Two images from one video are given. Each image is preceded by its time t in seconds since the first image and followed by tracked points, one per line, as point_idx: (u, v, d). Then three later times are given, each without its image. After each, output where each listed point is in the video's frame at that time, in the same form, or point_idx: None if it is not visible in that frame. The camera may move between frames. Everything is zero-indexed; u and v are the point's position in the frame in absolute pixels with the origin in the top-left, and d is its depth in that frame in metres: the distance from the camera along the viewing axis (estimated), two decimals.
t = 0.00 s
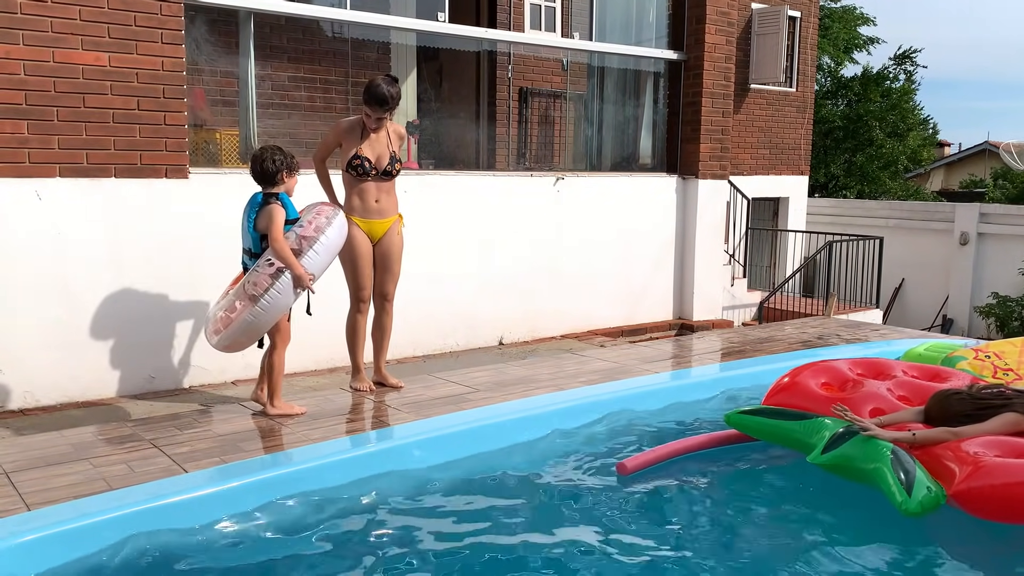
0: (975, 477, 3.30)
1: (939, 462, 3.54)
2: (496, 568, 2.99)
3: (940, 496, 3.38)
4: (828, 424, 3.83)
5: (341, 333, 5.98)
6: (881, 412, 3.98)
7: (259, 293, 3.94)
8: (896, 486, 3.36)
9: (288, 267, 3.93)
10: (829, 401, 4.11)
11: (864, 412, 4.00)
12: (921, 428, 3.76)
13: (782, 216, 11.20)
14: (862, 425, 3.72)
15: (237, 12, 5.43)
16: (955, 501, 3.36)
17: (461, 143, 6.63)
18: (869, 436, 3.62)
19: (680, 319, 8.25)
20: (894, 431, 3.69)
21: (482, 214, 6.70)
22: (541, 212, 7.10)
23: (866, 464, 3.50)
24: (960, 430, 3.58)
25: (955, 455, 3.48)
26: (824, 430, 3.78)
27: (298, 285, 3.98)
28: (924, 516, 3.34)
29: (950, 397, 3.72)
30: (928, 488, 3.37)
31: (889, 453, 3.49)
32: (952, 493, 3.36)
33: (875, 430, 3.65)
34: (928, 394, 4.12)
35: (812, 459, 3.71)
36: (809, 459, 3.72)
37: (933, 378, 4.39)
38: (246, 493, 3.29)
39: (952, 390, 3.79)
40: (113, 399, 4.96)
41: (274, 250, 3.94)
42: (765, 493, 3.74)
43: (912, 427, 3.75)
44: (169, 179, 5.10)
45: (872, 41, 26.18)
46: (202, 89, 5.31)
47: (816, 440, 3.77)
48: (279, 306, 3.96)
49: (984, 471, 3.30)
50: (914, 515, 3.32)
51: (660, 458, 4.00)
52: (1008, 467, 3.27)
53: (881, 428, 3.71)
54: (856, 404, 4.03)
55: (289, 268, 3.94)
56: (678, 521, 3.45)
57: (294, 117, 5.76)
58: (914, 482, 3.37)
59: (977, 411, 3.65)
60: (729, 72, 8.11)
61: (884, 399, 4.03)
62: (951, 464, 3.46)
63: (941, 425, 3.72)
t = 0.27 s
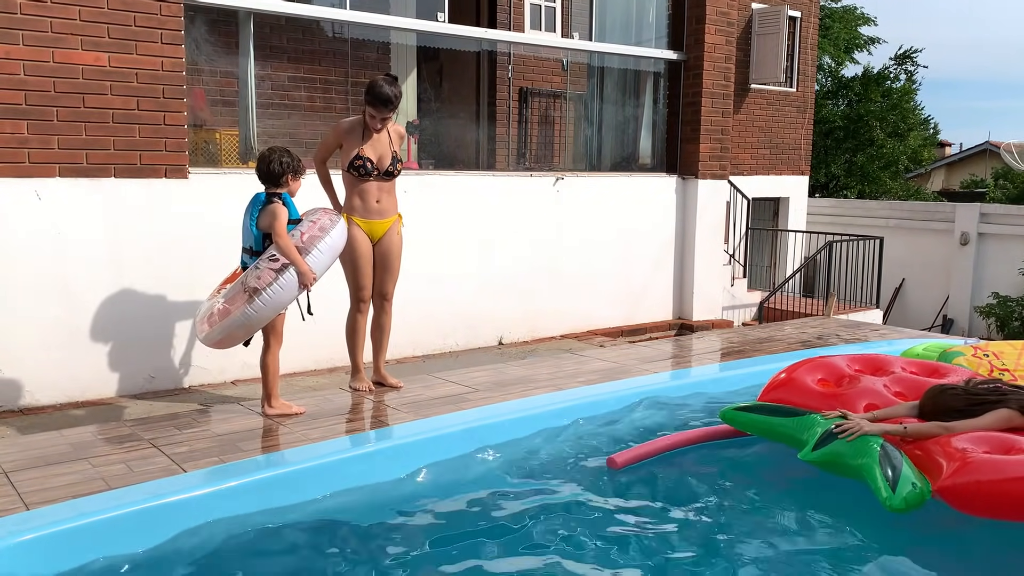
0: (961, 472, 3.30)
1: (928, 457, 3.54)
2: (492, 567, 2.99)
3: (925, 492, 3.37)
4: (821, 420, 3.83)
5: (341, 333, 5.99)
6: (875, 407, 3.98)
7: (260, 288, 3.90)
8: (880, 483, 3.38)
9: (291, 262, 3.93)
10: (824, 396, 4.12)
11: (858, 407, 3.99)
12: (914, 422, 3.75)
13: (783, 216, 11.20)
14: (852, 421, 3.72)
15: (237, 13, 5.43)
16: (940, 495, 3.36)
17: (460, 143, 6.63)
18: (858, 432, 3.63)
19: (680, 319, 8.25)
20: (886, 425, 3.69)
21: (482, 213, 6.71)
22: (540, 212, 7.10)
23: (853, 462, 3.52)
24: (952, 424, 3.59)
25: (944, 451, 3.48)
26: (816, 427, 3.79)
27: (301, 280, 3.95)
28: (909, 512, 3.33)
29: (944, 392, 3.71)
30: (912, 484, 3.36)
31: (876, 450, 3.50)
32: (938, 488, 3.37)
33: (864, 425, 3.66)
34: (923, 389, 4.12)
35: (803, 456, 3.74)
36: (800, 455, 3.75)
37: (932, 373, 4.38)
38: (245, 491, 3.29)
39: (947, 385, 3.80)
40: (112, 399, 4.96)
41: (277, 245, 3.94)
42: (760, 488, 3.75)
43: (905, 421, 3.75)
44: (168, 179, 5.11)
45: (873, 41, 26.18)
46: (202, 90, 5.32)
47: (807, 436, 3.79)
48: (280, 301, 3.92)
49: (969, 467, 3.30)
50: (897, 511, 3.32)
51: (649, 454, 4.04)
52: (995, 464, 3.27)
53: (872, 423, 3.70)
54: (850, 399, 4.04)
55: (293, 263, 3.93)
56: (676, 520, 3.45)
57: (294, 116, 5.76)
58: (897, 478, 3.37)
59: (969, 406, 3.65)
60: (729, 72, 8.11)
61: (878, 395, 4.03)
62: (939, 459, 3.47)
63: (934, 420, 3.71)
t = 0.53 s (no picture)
0: (958, 470, 3.31)
1: (925, 456, 3.55)
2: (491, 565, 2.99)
3: (921, 490, 3.36)
4: (816, 423, 3.84)
5: (341, 332, 5.99)
6: (872, 410, 3.97)
7: (258, 288, 3.90)
8: (876, 481, 3.37)
9: (290, 261, 3.92)
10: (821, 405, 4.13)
11: (855, 412, 3.99)
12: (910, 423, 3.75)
13: (783, 216, 11.20)
14: (846, 424, 3.72)
15: (237, 12, 5.43)
16: (937, 494, 3.36)
17: (461, 142, 6.63)
18: (853, 434, 3.63)
19: (680, 319, 8.26)
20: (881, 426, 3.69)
21: (481, 213, 6.71)
22: (540, 212, 7.10)
23: (849, 462, 3.52)
24: (947, 424, 3.61)
25: (941, 450, 3.49)
26: (811, 430, 3.80)
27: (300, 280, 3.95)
28: (905, 510, 3.32)
29: (939, 392, 3.72)
30: (908, 482, 3.36)
31: (872, 450, 3.50)
32: (934, 486, 3.37)
33: (860, 427, 3.66)
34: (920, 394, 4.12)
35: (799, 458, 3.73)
36: (797, 459, 3.74)
37: (930, 379, 4.37)
38: (245, 491, 3.29)
39: (942, 387, 3.78)
40: (112, 398, 4.96)
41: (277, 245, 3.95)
42: (759, 488, 3.75)
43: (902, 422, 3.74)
44: (168, 179, 5.11)
45: (873, 41, 26.17)
46: (202, 89, 5.32)
47: (803, 439, 3.79)
48: (279, 301, 3.91)
49: (966, 464, 3.31)
50: (894, 508, 3.31)
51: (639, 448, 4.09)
52: (991, 461, 3.27)
53: (868, 425, 3.70)
54: (847, 405, 4.04)
55: (292, 263, 3.93)
56: (675, 518, 3.45)
57: (294, 116, 5.76)
58: (893, 476, 3.36)
59: (965, 407, 3.66)
60: (730, 72, 8.10)
61: (874, 399, 4.03)
62: (936, 458, 3.47)
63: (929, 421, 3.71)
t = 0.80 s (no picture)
0: (960, 471, 3.31)
1: (925, 457, 3.56)
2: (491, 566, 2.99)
3: (925, 491, 3.37)
4: (816, 425, 3.85)
5: (341, 332, 5.99)
6: (871, 412, 3.98)
7: (250, 289, 3.91)
8: (880, 482, 3.37)
9: (281, 262, 3.92)
10: (820, 404, 4.12)
11: (854, 413, 3.99)
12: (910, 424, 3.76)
13: (783, 216, 11.20)
14: (846, 426, 3.71)
15: (237, 12, 5.43)
16: (939, 494, 3.38)
17: (461, 142, 6.63)
18: (854, 435, 3.62)
19: (680, 319, 8.26)
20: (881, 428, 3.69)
21: (481, 213, 6.71)
22: (540, 212, 7.10)
23: (851, 463, 3.52)
24: (948, 426, 3.60)
25: (942, 451, 3.49)
26: (811, 431, 3.81)
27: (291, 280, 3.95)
28: (909, 510, 3.33)
29: (940, 394, 3.72)
30: (912, 483, 3.36)
31: (875, 451, 3.51)
32: (936, 487, 3.39)
33: (860, 429, 3.65)
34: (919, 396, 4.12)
35: (800, 459, 3.73)
36: (797, 459, 3.74)
37: (928, 382, 4.37)
38: (246, 491, 3.30)
39: (941, 389, 3.79)
40: (113, 399, 4.97)
41: (268, 245, 3.94)
42: (760, 488, 3.75)
43: (902, 425, 3.74)
44: (169, 179, 5.11)
45: (874, 41, 26.16)
46: (202, 89, 5.32)
47: (805, 440, 3.80)
48: (269, 301, 3.92)
49: (968, 465, 3.32)
50: (897, 509, 3.32)
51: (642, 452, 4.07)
52: (994, 462, 3.28)
53: (868, 426, 3.70)
54: (846, 406, 4.04)
55: (283, 264, 3.92)
56: (677, 518, 3.45)
57: (294, 116, 5.76)
58: (897, 477, 3.37)
59: (966, 410, 3.66)
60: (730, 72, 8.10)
61: (874, 401, 4.03)
62: (937, 459, 3.48)
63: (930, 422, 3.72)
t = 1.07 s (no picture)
0: (962, 472, 3.30)
1: (927, 459, 3.54)
2: (490, 566, 2.98)
3: (926, 491, 3.37)
4: (817, 425, 3.84)
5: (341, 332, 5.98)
6: (872, 412, 3.98)
7: (239, 287, 3.96)
8: (881, 482, 3.37)
9: (269, 261, 3.90)
10: (819, 404, 4.12)
11: (855, 414, 4.00)
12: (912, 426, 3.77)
13: (784, 216, 11.20)
14: (847, 426, 3.72)
15: (237, 12, 5.43)
16: (940, 496, 3.36)
17: (461, 142, 6.63)
18: (855, 435, 3.62)
19: (680, 319, 8.26)
20: (883, 428, 3.69)
21: (482, 213, 6.71)
22: (541, 211, 7.10)
23: (853, 463, 3.52)
24: (949, 428, 3.59)
25: (944, 452, 3.48)
26: (812, 431, 3.79)
27: (279, 280, 3.92)
28: (910, 511, 3.33)
29: (942, 396, 3.73)
30: (913, 483, 3.36)
31: (876, 451, 3.50)
32: (938, 488, 3.37)
33: (862, 429, 3.65)
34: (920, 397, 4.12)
35: (801, 458, 3.72)
36: (798, 459, 3.73)
37: (927, 383, 4.37)
38: (245, 491, 3.31)
39: (945, 390, 3.81)
40: (113, 398, 4.97)
41: (256, 244, 3.93)
42: (759, 490, 3.76)
43: (903, 425, 3.76)
44: (169, 178, 5.11)
45: (874, 41, 26.16)
46: (202, 89, 5.32)
47: (805, 439, 3.78)
48: (256, 302, 3.90)
49: (970, 467, 3.30)
50: (899, 509, 3.32)
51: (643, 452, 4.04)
52: (996, 463, 3.26)
53: (870, 426, 3.71)
54: (846, 407, 4.04)
55: (271, 263, 3.90)
56: (676, 519, 3.45)
57: (294, 116, 5.76)
58: (899, 477, 3.37)
59: (968, 412, 3.65)
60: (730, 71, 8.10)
61: (874, 401, 4.03)
62: (938, 460, 3.47)
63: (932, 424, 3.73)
